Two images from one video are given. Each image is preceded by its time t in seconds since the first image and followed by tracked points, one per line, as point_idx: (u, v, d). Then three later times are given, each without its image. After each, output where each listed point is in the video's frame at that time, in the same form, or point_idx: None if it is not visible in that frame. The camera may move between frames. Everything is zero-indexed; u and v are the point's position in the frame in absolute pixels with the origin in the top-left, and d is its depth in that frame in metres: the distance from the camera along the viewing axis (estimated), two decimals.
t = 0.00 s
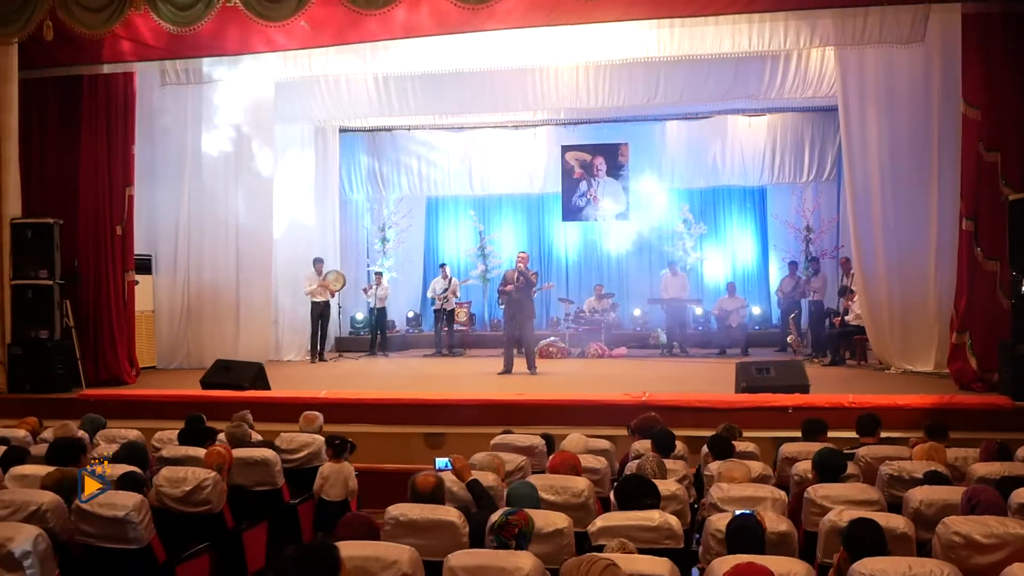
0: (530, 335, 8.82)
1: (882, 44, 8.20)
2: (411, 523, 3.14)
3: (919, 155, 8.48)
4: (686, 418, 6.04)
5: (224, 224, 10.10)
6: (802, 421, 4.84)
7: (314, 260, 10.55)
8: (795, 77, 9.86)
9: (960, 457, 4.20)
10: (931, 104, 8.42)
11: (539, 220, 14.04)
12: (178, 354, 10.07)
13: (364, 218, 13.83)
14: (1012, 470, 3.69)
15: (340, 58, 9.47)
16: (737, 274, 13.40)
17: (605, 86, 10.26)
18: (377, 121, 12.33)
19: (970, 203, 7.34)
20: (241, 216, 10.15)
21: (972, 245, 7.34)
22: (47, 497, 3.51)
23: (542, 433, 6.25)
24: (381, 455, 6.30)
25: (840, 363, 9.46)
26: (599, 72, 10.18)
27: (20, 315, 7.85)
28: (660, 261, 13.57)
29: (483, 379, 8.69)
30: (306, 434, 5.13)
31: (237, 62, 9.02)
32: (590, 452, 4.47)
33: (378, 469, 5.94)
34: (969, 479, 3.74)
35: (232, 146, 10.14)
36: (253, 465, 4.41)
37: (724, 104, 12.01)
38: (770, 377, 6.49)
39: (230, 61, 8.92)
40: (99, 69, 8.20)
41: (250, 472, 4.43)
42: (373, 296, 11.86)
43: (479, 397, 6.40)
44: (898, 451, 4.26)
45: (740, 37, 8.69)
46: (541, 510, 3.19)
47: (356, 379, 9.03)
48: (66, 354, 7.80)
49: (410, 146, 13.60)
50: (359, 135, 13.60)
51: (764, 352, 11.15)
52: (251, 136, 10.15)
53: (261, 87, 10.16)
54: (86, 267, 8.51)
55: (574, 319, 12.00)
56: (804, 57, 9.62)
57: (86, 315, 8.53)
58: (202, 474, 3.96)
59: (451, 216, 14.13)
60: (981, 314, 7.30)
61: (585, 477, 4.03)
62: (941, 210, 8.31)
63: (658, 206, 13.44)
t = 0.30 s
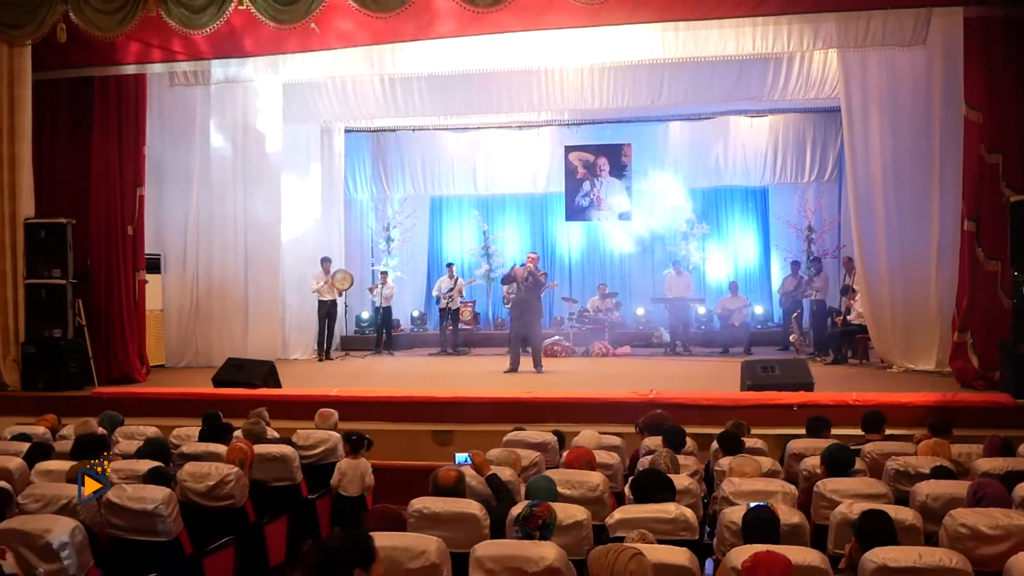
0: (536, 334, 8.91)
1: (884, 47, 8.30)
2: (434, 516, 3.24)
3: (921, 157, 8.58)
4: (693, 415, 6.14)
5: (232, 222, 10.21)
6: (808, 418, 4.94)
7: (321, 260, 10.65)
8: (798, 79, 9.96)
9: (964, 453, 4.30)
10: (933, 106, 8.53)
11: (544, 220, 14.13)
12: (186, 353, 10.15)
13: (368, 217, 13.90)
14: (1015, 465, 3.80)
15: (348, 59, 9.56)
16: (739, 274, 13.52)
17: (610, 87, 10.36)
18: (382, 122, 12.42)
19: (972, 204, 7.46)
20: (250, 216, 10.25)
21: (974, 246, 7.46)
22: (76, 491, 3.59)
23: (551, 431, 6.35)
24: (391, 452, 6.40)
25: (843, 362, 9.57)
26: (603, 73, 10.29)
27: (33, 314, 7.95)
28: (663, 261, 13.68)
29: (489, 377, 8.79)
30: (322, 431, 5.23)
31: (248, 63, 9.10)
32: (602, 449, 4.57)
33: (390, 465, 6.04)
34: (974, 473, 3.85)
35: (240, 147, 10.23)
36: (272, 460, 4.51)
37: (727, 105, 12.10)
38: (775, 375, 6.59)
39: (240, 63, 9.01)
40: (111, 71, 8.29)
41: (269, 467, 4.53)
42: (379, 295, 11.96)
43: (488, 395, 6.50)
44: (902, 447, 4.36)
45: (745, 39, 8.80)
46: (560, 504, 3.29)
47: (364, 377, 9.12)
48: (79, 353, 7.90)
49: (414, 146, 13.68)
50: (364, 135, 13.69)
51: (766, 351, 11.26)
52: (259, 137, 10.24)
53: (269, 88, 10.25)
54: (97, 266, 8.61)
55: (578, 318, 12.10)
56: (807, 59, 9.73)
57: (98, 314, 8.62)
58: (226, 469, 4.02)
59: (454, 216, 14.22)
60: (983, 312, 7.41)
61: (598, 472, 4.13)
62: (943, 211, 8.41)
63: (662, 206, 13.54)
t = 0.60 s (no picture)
0: (541, 333, 9.02)
1: (885, 49, 8.41)
2: (454, 509, 3.33)
3: (922, 158, 8.69)
4: (698, 413, 6.25)
5: (240, 221, 10.34)
6: (812, 416, 5.05)
7: (327, 260, 10.75)
8: (800, 81, 10.07)
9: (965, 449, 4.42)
10: (933, 107, 8.64)
11: (546, 219, 14.24)
12: (193, 352, 10.26)
13: (372, 216, 14.00)
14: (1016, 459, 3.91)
15: (355, 62, 9.65)
16: (740, 273, 13.67)
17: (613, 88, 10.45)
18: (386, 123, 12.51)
19: (972, 206, 7.58)
20: (257, 216, 10.39)
21: (974, 247, 7.58)
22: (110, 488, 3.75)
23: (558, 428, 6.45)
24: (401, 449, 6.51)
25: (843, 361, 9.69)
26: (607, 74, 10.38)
27: (45, 313, 8.05)
28: (665, 261, 13.80)
29: (495, 376, 8.89)
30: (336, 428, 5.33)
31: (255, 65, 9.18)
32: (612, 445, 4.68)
33: (400, 462, 6.15)
34: (975, 469, 3.96)
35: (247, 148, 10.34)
36: (290, 456, 4.61)
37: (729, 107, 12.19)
38: (779, 373, 6.71)
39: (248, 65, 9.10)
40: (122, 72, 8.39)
41: (286, 463, 4.63)
42: (384, 295, 12.07)
43: (496, 393, 6.61)
44: (906, 443, 4.48)
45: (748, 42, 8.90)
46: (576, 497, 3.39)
47: (371, 375, 9.22)
48: (90, 351, 7.99)
49: (418, 145, 13.73)
50: (368, 135, 13.79)
51: (768, 350, 11.36)
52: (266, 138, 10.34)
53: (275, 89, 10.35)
54: (108, 265, 8.71)
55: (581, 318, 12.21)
56: (808, 61, 9.84)
57: (108, 313, 8.73)
58: (247, 464, 4.13)
59: (457, 216, 14.34)
60: (983, 312, 7.53)
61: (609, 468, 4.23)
62: (943, 212, 8.52)
63: (663, 206, 13.65)
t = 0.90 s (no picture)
0: (545, 333, 9.14)
1: (885, 52, 8.52)
2: (470, 503, 3.43)
3: (921, 158, 8.80)
4: (701, 410, 6.36)
5: (246, 221, 10.40)
6: (814, 414, 5.16)
7: (332, 259, 10.85)
8: (800, 83, 10.18)
9: (963, 445, 4.54)
10: (931, 109, 8.76)
11: (548, 218, 14.35)
12: (199, 350, 10.36)
13: (374, 216, 14.08)
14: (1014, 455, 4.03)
15: (361, 63, 9.76)
16: (740, 273, 13.80)
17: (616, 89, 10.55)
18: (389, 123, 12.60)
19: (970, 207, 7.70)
20: (263, 216, 10.48)
21: (972, 247, 7.71)
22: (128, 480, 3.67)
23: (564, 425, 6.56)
24: (409, 446, 6.61)
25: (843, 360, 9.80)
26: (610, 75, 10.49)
27: (55, 312, 8.14)
28: (665, 261, 13.93)
29: (498, 374, 9.00)
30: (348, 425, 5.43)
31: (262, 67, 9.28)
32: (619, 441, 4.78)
33: (409, 459, 6.25)
34: (975, 464, 4.07)
35: (253, 148, 10.43)
36: (304, 453, 4.71)
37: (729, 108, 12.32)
38: (780, 372, 6.82)
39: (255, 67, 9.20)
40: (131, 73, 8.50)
41: (300, 459, 4.73)
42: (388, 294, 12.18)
43: (503, 391, 6.72)
44: (906, 439, 4.59)
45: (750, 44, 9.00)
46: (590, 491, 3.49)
47: (376, 374, 9.33)
48: (100, 350, 8.08)
49: (420, 145, 13.83)
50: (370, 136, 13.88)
51: (768, 350, 11.46)
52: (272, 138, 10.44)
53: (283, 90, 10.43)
54: (117, 265, 8.83)
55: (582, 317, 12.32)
56: (809, 63, 9.95)
57: (118, 313, 8.84)
58: (264, 460, 4.22)
59: (459, 216, 14.43)
60: (981, 312, 7.66)
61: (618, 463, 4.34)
62: (941, 212, 8.63)
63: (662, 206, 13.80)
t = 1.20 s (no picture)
0: (547, 331, 9.25)
1: (883, 55, 8.64)
2: (483, 497, 3.54)
3: (918, 161, 8.93)
4: (703, 408, 6.47)
5: (252, 221, 10.51)
6: (814, 411, 5.27)
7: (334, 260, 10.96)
8: (799, 85, 10.29)
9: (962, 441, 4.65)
10: (929, 112, 8.88)
11: (548, 217, 14.47)
12: (205, 348, 10.47)
13: (376, 216, 14.19)
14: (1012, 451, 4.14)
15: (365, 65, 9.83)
16: (738, 274, 13.91)
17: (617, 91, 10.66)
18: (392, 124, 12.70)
19: (967, 208, 7.83)
20: (268, 216, 10.56)
21: (969, 248, 7.84)
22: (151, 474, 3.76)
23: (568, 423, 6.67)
24: (415, 444, 6.72)
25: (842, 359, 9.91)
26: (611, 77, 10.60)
27: (64, 312, 8.24)
28: (664, 261, 14.04)
29: (502, 373, 9.11)
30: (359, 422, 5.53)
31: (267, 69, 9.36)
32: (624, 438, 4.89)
33: (416, 456, 6.36)
34: (972, 460, 4.19)
35: (257, 149, 10.52)
36: (317, 450, 4.81)
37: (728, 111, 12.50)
38: (780, 370, 6.93)
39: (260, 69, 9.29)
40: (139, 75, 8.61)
41: (313, 456, 4.83)
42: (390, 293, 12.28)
43: (508, 389, 6.83)
44: (905, 436, 4.71)
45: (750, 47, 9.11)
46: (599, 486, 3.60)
47: (381, 373, 9.43)
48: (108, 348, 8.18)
49: (421, 146, 13.90)
50: (372, 136, 14.00)
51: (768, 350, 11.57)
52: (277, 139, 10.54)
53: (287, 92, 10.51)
54: (124, 267, 8.96)
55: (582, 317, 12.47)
56: (808, 66, 10.06)
57: (125, 313, 8.94)
58: (279, 456, 4.32)
59: (460, 216, 14.54)
60: (977, 312, 7.79)
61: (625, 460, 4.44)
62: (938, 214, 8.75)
63: (660, 207, 13.95)
